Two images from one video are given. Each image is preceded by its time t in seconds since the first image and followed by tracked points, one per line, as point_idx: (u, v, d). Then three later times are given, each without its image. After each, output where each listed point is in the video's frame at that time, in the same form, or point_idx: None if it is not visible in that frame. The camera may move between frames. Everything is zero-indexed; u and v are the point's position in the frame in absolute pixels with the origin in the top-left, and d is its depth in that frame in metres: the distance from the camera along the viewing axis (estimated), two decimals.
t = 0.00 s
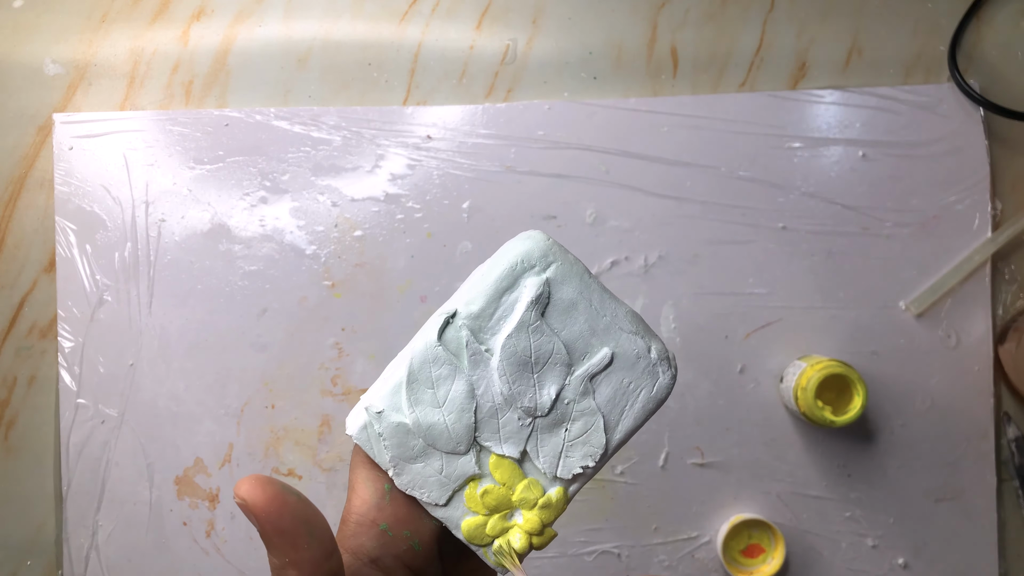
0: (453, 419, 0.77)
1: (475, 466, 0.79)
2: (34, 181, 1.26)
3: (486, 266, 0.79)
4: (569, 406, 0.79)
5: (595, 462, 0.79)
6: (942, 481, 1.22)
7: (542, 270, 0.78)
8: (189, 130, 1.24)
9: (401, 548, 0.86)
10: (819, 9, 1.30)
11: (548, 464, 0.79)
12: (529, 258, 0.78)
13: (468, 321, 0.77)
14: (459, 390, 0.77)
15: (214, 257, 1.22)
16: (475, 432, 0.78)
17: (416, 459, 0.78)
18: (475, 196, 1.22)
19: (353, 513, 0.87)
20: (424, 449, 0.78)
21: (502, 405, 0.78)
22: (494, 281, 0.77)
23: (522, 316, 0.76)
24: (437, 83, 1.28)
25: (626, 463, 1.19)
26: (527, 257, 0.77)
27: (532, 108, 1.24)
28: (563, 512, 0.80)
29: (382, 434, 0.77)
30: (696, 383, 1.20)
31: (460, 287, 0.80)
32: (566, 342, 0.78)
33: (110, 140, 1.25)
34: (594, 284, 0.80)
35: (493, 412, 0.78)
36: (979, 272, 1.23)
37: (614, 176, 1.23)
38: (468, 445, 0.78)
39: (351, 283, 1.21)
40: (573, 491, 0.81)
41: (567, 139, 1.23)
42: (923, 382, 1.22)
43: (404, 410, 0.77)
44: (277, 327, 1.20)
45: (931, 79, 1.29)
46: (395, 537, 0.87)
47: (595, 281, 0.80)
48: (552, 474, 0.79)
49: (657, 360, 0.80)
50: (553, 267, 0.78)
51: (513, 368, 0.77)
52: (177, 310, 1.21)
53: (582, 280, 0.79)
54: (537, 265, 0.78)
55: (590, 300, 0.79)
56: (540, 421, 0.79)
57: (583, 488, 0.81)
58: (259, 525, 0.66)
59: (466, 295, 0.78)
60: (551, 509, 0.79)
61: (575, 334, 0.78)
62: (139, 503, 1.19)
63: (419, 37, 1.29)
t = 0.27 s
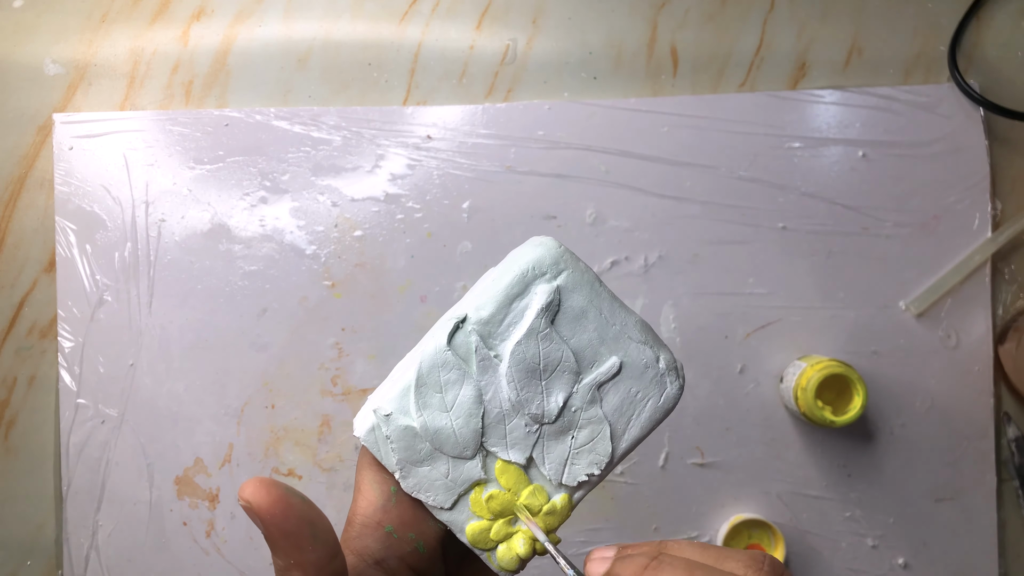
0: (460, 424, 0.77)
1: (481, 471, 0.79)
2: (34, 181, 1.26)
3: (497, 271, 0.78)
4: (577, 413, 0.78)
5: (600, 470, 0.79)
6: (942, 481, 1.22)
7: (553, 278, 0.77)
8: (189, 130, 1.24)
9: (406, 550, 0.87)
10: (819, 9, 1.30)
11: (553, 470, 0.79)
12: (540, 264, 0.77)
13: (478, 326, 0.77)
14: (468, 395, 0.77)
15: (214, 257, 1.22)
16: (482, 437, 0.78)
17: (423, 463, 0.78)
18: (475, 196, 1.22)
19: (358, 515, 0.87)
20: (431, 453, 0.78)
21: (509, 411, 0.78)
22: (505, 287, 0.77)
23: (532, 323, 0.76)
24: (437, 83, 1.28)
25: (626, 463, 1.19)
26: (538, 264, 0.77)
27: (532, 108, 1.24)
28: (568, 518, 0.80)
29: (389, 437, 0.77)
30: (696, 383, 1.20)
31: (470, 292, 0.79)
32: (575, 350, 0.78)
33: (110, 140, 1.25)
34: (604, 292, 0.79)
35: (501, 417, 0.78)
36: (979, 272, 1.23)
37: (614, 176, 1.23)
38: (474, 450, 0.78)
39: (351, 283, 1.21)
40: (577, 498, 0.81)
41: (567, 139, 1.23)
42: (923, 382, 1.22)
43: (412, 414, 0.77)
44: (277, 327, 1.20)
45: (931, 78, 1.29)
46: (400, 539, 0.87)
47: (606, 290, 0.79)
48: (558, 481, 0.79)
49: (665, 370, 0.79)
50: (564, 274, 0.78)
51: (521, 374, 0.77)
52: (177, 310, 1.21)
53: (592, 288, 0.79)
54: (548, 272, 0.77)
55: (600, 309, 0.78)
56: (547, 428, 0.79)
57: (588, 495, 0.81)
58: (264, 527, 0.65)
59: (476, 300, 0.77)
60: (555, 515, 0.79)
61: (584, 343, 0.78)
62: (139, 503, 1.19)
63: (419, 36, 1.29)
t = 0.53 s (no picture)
0: (474, 425, 0.77)
1: (493, 473, 0.79)
2: (34, 181, 1.26)
3: (515, 274, 0.79)
4: (590, 418, 0.79)
5: (612, 476, 0.79)
6: (942, 481, 1.22)
7: (571, 282, 0.78)
8: (189, 130, 1.24)
9: (417, 549, 0.88)
10: (819, 9, 1.30)
11: (565, 475, 0.79)
12: (559, 268, 0.77)
13: (494, 328, 0.77)
14: (482, 397, 0.77)
15: (214, 257, 1.22)
16: (495, 439, 0.78)
17: (435, 462, 0.78)
18: (475, 196, 1.22)
19: (369, 513, 0.89)
20: (444, 453, 0.78)
21: (523, 414, 0.78)
22: (523, 289, 0.77)
23: (548, 326, 0.76)
24: (437, 83, 1.28)
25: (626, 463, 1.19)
26: (557, 268, 0.77)
27: (532, 108, 1.24)
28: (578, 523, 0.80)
29: (403, 436, 0.77)
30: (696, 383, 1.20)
31: (487, 293, 0.80)
32: (591, 355, 0.78)
33: (110, 140, 1.25)
34: (622, 298, 0.79)
35: (514, 420, 0.78)
36: (979, 272, 1.23)
37: (613, 177, 1.23)
38: (487, 451, 0.78)
39: (351, 283, 1.21)
40: (588, 503, 0.81)
41: (567, 139, 1.23)
42: (923, 382, 1.22)
43: (427, 414, 0.77)
44: (277, 327, 1.20)
45: (931, 79, 1.29)
46: (411, 537, 0.88)
47: (624, 296, 0.79)
48: (569, 486, 0.80)
49: (680, 378, 0.79)
50: (582, 279, 0.78)
51: (536, 377, 0.77)
52: (177, 310, 1.22)
53: (610, 294, 0.79)
54: (567, 276, 0.77)
55: (617, 315, 0.79)
56: (560, 432, 0.79)
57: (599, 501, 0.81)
58: (276, 525, 0.66)
59: (494, 302, 0.78)
60: (566, 520, 0.79)
61: (600, 348, 0.78)
62: (139, 503, 1.20)
63: (419, 37, 1.29)
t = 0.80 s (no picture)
0: (470, 423, 0.77)
1: (488, 470, 0.79)
2: (34, 181, 1.26)
3: (512, 274, 0.79)
4: (585, 417, 0.79)
5: (605, 474, 0.79)
6: (942, 481, 1.22)
7: (566, 283, 0.78)
8: (189, 130, 1.24)
9: (413, 543, 0.88)
10: (819, 9, 1.30)
11: (559, 472, 0.79)
12: (554, 269, 0.77)
13: (491, 328, 0.77)
14: (478, 395, 0.77)
15: (214, 257, 1.22)
16: (491, 436, 0.78)
17: (431, 459, 0.78)
18: (475, 196, 1.22)
19: (367, 508, 0.88)
20: (439, 450, 0.78)
21: (518, 412, 0.78)
22: (519, 289, 0.77)
23: (544, 327, 0.76)
24: (436, 83, 1.28)
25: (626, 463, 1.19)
26: (553, 269, 0.77)
27: (532, 108, 1.24)
28: (572, 519, 0.80)
29: (400, 433, 0.76)
30: (696, 383, 1.20)
31: (484, 293, 0.79)
32: (586, 355, 0.78)
33: (110, 140, 1.25)
34: (616, 299, 0.79)
35: (510, 418, 0.78)
36: (979, 272, 1.23)
37: (614, 176, 1.23)
38: (482, 449, 0.78)
39: (351, 283, 1.21)
40: (581, 500, 0.81)
41: (567, 139, 1.23)
42: (923, 382, 1.23)
43: (423, 411, 0.77)
44: (277, 327, 1.20)
45: (931, 79, 1.29)
46: (408, 532, 0.88)
47: (618, 297, 0.80)
48: (563, 483, 0.80)
49: (673, 379, 0.79)
50: (577, 280, 0.78)
51: (531, 376, 0.77)
52: (177, 310, 1.22)
53: (605, 295, 0.79)
54: (562, 277, 0.77)
55: (612, 315, 0.79)
56: (555, 430, 0.79)
57: (592, 498, 0.81)
58: (272, 518, 0.65)
59: (490, 301, 0.78)
60: (559, 517, 0.79)
61: (595, 348, 0.78)
62: (138, 503, 1.19)
63: (419, 37, 1.29)
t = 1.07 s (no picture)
0: (488, 410, 0.78)
1: (505, 456, 0.79)
2: (34, 181, 1.26)
3: (529, 266, 0.80)
4: (599, 406, 0.79)
5: (619, 462, 0.79)
6: (942, 481, 1.22)
7: (583, 275, 0.78)
8: (189, 130, 1.24)
9: (431, 525, 0.88)
10: (819, 9, 1.30)
11: (574, 459, 0.79)
12: (570, 262, 0.78)
13: (508, 317, 0.78)
14: (496, 382, 0.78)
15: (214, 257, 1.22)
16: (507, 423, 0.79)
17: (450, 444, 0.78)
18: (475, 196, 1.22)
19: (387, 490, 0.90)
20: (458, 435, 0.78)
21: (535, 400, 0.78)
22: (536, 280, 0.78)
23: (560, 317, 0.77)
24: (436, 83, 1.28)
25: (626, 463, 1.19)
26: (569, 261, 0.77)
27: (532, 108, 1.24)
28: (586, 506, 0.80)
29: (419, 417, 0.78)
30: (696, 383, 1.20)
31: (502, 284, 0.80)
32: (601, 345, 0.78)
33: (110, 140, 1.25)
34: (632, 292, 0.79)
35: (527, 405, 0.78)
36: (979, 272, 1.23)
37: (614, 177, 1.23)
38: (500, 435, 0.79)
39: (351, 283, 1.21)
40: (596, 488, 0.80)
41: (567, 139, 1.23)
42: (923, 382, 1.23)
43: (443, 397, 0.78)
44: (277, 327, 1.20)
45: (931, 79, 1.29)
46: (427, 514, 0.88)
47: (634, 289, 0.80)
48: (577, 470, 0.79)
49: (686, 370, 0.79)
50: (593, 273, 0.78)
51: (548, 365, 0.77)
52: (177, 311, 1.22)
53: (620, 287, 0.79)
54: (578, 269, 0.78)
55: (627, 307, 0.79)
56: (570, 418, 0.79)
57: (606, 487, 0.81)
58: (296, 496, 0.66)
59: (508, 292, 0.79)
60: (573, 503, 0.79)
61: (609, 339, 0.78)
62: (138, 503, 1.20)
63: (419, 37, 1.29)
